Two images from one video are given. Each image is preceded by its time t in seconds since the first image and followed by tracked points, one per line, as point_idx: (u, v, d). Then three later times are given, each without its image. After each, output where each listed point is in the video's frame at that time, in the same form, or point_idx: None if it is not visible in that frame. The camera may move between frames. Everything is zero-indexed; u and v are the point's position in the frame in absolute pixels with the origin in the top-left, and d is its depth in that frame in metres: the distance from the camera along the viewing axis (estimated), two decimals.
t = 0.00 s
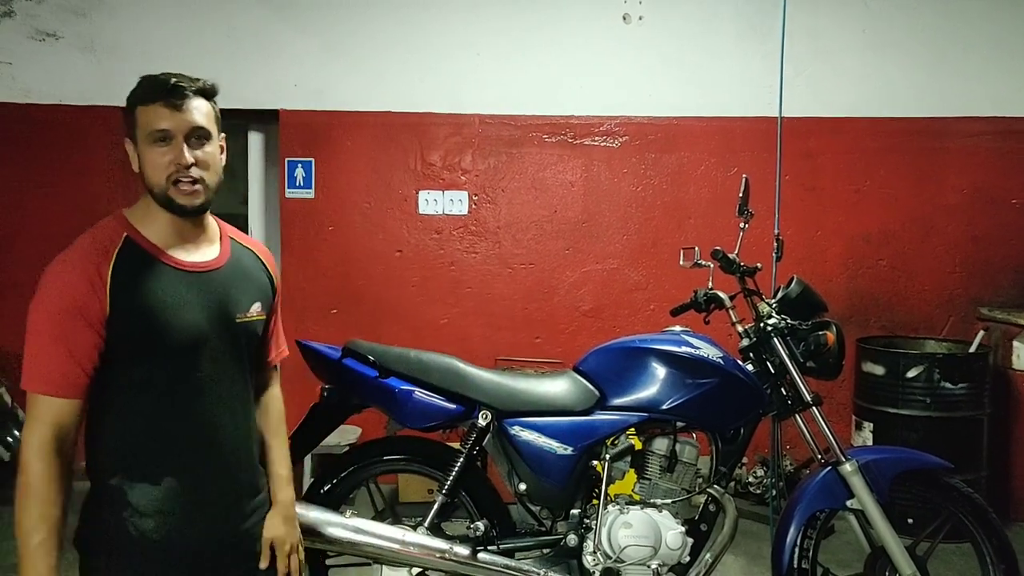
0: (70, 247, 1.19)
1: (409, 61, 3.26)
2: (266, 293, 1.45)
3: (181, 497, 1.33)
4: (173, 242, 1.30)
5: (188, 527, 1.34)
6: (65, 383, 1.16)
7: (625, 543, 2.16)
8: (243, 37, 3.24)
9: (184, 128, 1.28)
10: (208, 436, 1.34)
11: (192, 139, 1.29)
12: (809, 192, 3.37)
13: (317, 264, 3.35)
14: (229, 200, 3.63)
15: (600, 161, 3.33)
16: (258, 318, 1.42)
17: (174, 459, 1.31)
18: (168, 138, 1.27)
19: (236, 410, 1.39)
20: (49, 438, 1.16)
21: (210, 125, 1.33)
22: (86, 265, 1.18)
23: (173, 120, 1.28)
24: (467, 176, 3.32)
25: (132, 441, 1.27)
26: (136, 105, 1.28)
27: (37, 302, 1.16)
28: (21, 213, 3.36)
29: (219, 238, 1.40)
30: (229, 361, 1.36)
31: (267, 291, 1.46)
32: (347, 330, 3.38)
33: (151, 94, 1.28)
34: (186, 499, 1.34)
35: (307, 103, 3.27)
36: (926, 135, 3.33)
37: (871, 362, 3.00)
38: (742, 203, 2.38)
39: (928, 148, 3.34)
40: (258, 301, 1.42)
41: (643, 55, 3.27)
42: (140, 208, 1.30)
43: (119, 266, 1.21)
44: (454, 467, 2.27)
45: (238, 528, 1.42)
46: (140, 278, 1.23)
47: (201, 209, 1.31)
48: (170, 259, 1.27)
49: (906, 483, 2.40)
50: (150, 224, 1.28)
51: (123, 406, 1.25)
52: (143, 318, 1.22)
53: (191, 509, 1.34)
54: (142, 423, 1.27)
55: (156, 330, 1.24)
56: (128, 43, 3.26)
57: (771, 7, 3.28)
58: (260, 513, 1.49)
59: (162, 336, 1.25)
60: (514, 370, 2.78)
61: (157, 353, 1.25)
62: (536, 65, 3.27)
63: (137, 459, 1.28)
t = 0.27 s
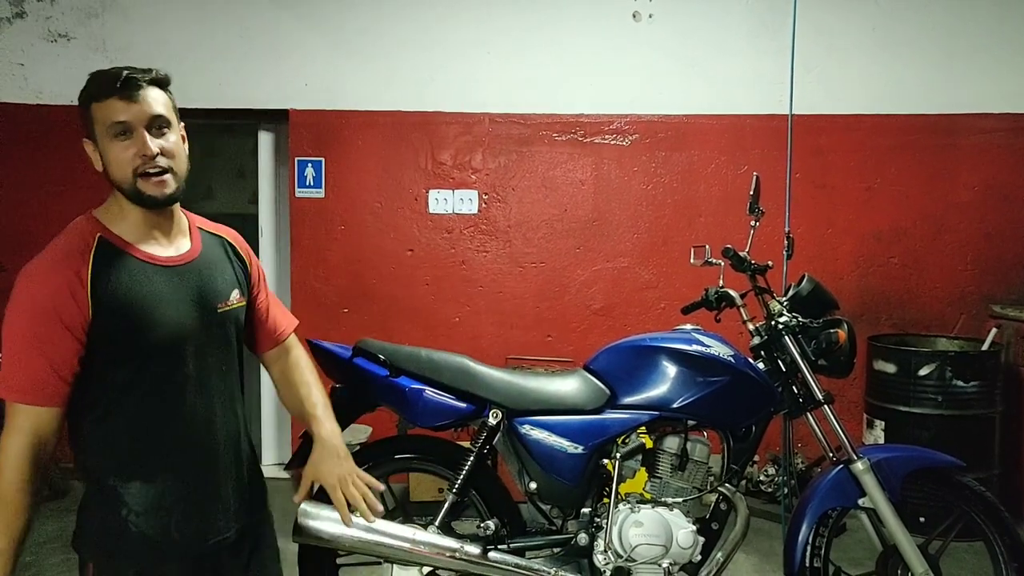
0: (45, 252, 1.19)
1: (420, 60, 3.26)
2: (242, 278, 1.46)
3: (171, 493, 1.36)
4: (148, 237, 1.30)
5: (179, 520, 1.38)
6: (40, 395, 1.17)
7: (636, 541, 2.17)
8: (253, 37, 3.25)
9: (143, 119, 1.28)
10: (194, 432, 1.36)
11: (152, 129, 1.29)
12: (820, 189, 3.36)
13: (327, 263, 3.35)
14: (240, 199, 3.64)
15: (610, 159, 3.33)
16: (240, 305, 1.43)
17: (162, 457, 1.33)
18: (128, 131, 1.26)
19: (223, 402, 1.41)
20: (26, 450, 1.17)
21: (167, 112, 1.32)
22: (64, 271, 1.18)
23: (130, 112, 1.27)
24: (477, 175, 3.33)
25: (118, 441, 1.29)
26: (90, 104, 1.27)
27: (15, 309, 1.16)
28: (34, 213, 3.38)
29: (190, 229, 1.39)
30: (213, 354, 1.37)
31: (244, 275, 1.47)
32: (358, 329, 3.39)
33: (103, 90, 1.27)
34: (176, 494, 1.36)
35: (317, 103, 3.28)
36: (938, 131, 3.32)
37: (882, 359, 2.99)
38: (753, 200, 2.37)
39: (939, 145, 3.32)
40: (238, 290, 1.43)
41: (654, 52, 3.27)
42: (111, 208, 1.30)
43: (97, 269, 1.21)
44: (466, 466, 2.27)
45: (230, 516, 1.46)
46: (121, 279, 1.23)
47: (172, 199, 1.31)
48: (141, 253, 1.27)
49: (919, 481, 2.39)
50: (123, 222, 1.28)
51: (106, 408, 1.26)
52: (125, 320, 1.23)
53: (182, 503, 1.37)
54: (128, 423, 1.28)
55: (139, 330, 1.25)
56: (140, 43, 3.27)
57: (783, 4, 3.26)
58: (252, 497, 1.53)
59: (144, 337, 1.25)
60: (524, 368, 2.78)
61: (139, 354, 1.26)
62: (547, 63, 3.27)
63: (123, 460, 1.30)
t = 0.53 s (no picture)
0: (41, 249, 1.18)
1: (424, 60, 3.26)
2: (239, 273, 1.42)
3: (166, 491, 1.32)
4: (142, 232, 1.29)
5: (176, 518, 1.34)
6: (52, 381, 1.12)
7: (641, 542, 2.16)
8: (258, 37, 3.26)
9: (125, 109, 1.24)
10: (190, 428, 1.32)
11: (135, 118, 1.25)
12: (825, 189, 3.35)
13: (332, 263, 3.35)
14: (245, 200, 3.65)
15: (615, 158, 3.32)
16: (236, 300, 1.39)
17: (155, 454, 1.29)
18: (111, 123, 1.23)
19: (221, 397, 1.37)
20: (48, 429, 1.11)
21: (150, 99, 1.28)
22: (53, 262, 1.16)
23: (111, 103, 1.23)
24: (482, 175, 3.33)
25: (109, 439, 1.25)
26: (74, 100, 1.25)
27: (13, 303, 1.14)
28: (40, 213, 3.39)
29: (187, 225, 1.38)
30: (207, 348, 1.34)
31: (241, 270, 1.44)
32: (363, 329, 3.39)
33: (85, 85, 1.24)
34: (171, 492, 1.33)
35: (322, 103, 3.28)
36: (944, 131, 3.30)
37: (888, 359, 2.98)
38: (759, 200, 2.37)
39: (945, 144, 3.31)
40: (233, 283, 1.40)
41: (659, 52, 3.26)
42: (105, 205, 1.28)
43: (85, 261, 1.19)
44: (471, 466, 2.27)
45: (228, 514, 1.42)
46: (110, 271, 1.20)
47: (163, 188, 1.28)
48: (132, 247, 1.25)
49: (925, 481, 2.38)
50: (118, 219, 1.27)
51: (98, 403, 1.22)
52: (114, 312, 1.20)
53: (178, 501, 1.34)
54: (120, 420, 1.25)
55: (130, 322, 1.21)
56: (145, 44, 3.27)
57: (788, 3, 3.26)
58: (253, 496, 1.49)
59: (134, 329, 1.22)
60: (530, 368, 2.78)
61: (131, 347, 1.22)
62: (551, 62, 3.27)
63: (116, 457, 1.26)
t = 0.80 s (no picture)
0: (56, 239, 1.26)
1: (432, 59, 3.26)
2: (258, 264, 1.42)
3: (167, 478, 1.35)
4: (159, 227, 1.33)
5: (176, 505, 1.36)
6: (46, 364, 1.20)
7: (646, 542, 2.16)
8: (267, 36, 3.27)
9: (136, 109, 1.29)
10: (191, 417, 1.34)
11: (145, 118, 1.29)
12: (833, 190, 3.34)
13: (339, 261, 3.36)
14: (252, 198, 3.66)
15: (622, 158, 3.32)
16: (248, 291, 1.39)
17: (157, 441, 1.32)
18: (123, 123, 1.28)
19: (225, 388, 1.37)
20: (36, 409, 1.19)
21: (161, 99, 1.32)
22: (59, 253, 1.23)
23: (122, 104, 1.28)
24: (489, 174, 3.33)
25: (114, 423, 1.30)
26: (90, 102, 1.30)
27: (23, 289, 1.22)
28: (50, 210, 3.41)
29: (207, 220, 1.40)
30: (211, 339, 1.34)
31: (260, 260, 1.43)
32: (369, 327, 3.40)
33: (99, 87, 1.29)
34: (173, 478, 1.35)
35: (330, 101, 3.28)
36: (953, 132, 3.29)
37: (895, 361, 2.97)
38: (766, 201, 2.36)
39: (955, 145, 3.29)
40: (247, 274, 1.39)
41: (666, 52, 3.26)
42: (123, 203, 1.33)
43: (89, 252, 1.24)
44: (476, 464, 2.28)
45: (232, 505, 1.42)
46: (111, 261, 1.25)
47: (175, 185, 1.32)
48: (147, 242, 1.29)
49: (931, 484, 2.37)
50: (136, 215, 1.32)
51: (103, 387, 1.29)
52: (112, 302, 1.24)
53: (174, 489, 1.36)
54: (118, 406, 1.29)
55: (127, 312, 1.25)
56: (154, 41, 3.28)
57: (797, 3, 3.24)
58: (263, 488, 1.48)
59: (133, 318, 1.26)
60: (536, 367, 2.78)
61: (130, 336, 1.26)
62: (559, 62, 3.27)
63: (119, 441, 1.31)
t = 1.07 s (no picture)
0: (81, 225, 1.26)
1: (437, 57, 3.26)
2: (276, 261, 1.44)
3: (182, 470, 1.36)
4: (185, 226, 1.34)
5: (188, 497, 1.37)
6: (57, 353, 1.22)
7: (651, 540, 2.16)
8: (272, 34, 3.27)
9: (168, 109, 1.31)
10: (207, 410, 1.35)
11: (178, 119, 1.32)
12: (838, 188, 3.33)
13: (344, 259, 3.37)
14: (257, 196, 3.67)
15: (627, 156, 3.32)
16: (265, 287, 1.41)
17: (173, 432, 1.33)
18: (155, 122, 1.30)
19: (240, 383, 1.39)
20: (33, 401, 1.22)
21: (195, 101, 1.35)
22: (83, 242, 1.24)
23: (157, 103, 1.30)
24: (494, 172, 3.33)
25: (132, 414, 1.30)
26: (126, 99, 1.33)
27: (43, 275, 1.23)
28: (56, 208, 3.42)
29: (229, 219, 1.41)
30: (228, 333, 1.35)
31: (279, 257, 1.45)
32: (374, 325, 3.40)
33: (135, 84, 1.31)
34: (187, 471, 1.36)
35: (335, 99, 3.28)
36: (959, 130, 3.28)
37: (900, 360, 2.97)
38: (771, 199, 2.35)
39: (960, 143, 3.28)
40: (264, 270, 1.41)
41: (671, 51, 3.25)
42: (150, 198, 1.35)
43: (113, 244, 1.25)
44: (481, 462, 2.28)
45: (245, 499, 1.43)
46: (133, 253, 1.25)
47: (202, 186, 1.33)
48: (172, 237, 1.30)
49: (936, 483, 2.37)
50: (162, 210, 1.32)
51: (118, 378, 1.29)
52: (133, 293, 1.25)
53: (188, 483, 1.36)
54: (133, 399, 1.30)
55: (148, 304, 1.26)
56: (160, 40, 3.29)
57: (802, 2, 3.24)
58: (274, 484, 1.49)
59: (153, 310, 1.26)
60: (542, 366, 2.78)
61: (150, 329, 1.27)
62: (565, 60, 3.26)
63: (136, 432, 1.31)
